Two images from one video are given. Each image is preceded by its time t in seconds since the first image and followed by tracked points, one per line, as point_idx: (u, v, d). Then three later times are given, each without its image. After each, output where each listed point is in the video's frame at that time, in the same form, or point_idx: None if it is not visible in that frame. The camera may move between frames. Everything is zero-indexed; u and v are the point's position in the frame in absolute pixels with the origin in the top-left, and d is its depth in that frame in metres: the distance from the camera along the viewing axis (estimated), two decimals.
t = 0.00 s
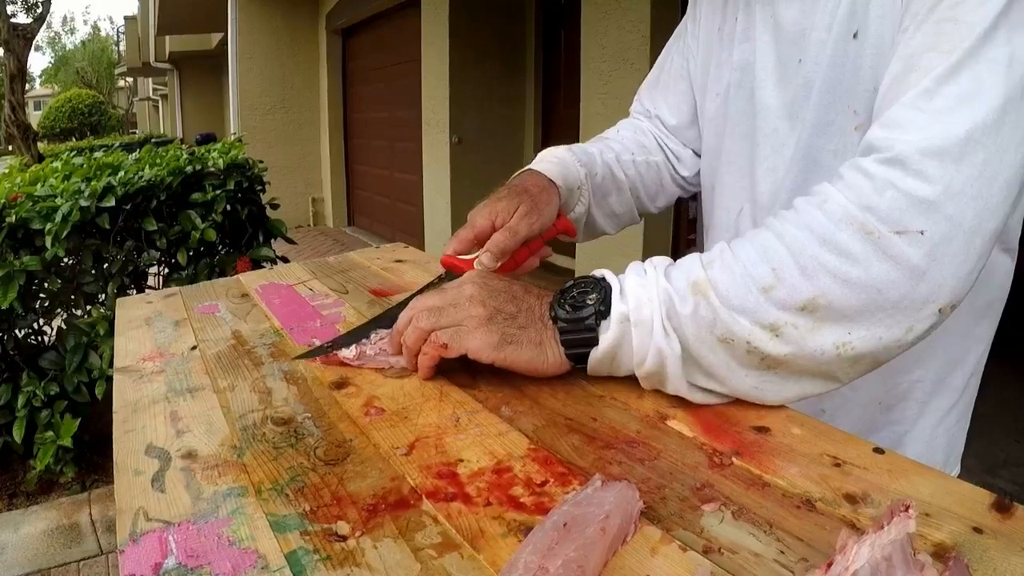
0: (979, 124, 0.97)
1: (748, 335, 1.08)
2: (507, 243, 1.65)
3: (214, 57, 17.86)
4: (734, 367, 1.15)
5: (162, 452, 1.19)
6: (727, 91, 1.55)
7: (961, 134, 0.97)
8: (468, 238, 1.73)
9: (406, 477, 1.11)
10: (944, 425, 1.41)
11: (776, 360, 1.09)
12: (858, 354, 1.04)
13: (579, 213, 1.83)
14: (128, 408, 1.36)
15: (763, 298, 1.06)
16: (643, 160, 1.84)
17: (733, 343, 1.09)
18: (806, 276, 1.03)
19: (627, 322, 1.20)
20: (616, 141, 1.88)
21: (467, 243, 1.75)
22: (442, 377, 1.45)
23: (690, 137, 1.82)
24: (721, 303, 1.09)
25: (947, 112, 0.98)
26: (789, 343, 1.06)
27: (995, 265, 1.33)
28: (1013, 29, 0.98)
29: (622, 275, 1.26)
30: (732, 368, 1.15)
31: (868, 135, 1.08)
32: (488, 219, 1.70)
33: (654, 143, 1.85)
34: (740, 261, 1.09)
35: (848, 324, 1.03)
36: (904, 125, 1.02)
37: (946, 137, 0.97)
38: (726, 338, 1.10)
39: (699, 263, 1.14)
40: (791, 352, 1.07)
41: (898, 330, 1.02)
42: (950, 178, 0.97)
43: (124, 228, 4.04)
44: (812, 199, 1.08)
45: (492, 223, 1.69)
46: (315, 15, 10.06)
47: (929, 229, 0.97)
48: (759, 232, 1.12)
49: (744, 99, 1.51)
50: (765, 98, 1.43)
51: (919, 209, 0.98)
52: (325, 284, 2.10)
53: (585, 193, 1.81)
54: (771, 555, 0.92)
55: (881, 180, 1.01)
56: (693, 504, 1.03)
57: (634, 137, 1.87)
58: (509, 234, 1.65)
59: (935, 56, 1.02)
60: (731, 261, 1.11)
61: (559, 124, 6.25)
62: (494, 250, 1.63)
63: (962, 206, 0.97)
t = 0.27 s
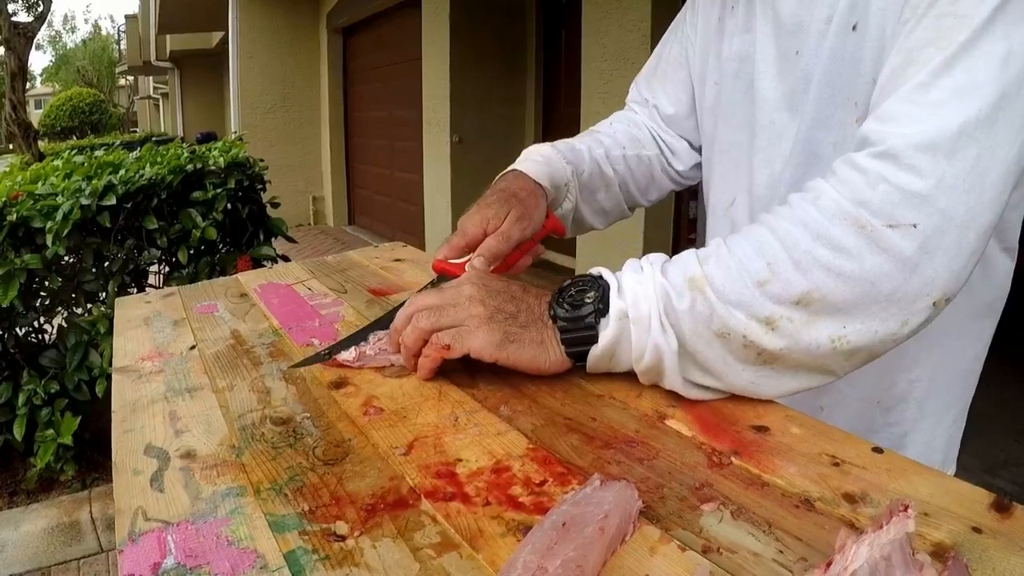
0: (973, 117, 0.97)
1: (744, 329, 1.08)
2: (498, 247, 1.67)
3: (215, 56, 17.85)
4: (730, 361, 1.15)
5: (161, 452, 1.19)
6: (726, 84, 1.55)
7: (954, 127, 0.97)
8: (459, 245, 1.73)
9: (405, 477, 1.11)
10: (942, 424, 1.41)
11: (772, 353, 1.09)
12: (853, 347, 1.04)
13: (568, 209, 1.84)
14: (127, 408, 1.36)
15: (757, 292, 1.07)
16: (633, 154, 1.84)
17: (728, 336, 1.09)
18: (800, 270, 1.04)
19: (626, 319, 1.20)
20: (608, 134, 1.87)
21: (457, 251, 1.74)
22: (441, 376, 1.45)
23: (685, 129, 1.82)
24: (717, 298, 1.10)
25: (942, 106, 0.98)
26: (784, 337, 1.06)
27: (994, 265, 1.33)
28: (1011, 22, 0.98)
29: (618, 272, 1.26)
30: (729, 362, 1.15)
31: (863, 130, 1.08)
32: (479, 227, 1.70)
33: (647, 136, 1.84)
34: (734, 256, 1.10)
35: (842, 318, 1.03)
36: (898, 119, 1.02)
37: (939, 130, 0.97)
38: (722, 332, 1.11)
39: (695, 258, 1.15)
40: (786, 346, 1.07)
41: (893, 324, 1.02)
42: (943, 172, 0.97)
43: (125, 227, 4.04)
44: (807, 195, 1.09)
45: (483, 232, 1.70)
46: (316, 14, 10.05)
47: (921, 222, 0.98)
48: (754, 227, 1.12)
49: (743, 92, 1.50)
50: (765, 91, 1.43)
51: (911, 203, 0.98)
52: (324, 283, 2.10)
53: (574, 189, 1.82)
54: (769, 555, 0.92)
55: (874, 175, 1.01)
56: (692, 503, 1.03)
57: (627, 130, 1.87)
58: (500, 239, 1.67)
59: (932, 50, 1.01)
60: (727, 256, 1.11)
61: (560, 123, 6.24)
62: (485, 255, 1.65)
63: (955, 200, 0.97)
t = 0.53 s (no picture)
0: (969, 115, 0.97)
1: (740, 324, 1.09)
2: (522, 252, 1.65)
3: (215, 57, 17.86)
4: (726, 355, 1.15)
5: (162, 452, 1.19)
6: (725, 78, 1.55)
7: (950, 125, 0.97)
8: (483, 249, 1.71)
9: (407, 477, 1.11)
10: (942, 424, 1.41)
11: (767, 348, 1.09)
12: (846, 343, 1.05)
13: (587, 212, 1.83)
14: (128, 408, 1.36)
15: (753, 288, 1.07)
16: (647, 155, 1.84)
17: (725, 331, 1.10)
18: (795, 267, 1.04)
19: (624, 312, 1.20)
20: (619, 135, 1.87)
21: (483, 254, 1.72)
22: (444, 376, 1.45)
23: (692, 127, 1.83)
24: (713, 293, 1.10)
25: (939, 104, 0.98)
26: (779, 332, 1.07)
27: (993, 264, 1.33)
28: (1011, 18, 0.97)
29: (618, 266, 1.26)
30: (725, 357, 1.15)
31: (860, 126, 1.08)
32: (505, 233, 1.68)
33: (659, 136, 1.85)
34: (731, 252, 1.10)
35: (836, 314, 1.04)
36: (895, 116, 1.02)
37: (935, 129, 0.98)
38: (718, 327, 1.11)
39: (692, 254, 1.15)
40: (781, 341, 1.07)
41: (886, 320, 1.02)
42: (937, 170, 0.98)
43: (125, 228, 4.04)
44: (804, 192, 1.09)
45: (510, 238, 1.67)
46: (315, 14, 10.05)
47: (915, 220, 0.98)
48: (751, 224, 1.12)
49: (741, 87, 1.50)
50: (763, 86, 1.43)
51: (905, 201, 0.99)
52: (325, 284, 2.10)
53: (593, 192, 1.81)
54: (771, 555, 0.92)
55: (870, 173, 1.02)
56: (693, 504, 1.03)
57: (638, 129, 1.87)
58: (527, 245, 1.64)
59: (932, 46, 1.01)
60: (723, 252, 1.12)
61: (560, 123, 6.25)
62: (511, 260, 1.63)
63: (949, 198, 0.98)
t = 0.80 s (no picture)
0: (972, 119, 0.97)
1: (741, 326, 1.09)
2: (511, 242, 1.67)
3: (215, 57, 17.86)
4: (727, 356, 1.15)
5: (162, 452, 1.19)
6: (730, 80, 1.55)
7: (953, 129, 0.97)
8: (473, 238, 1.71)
9: (406, 477, 1.11)
10: (943, 424, 1.41)
11: (768, 349, 1.09)
12: (848, 344, 1.04)
13: (566, 204, 1.84)
14: (129, 408, 1.36)
15: (755, 290, 1.07)
16: (630, 149, 1.85)
17: (727, 332, 1.10)
18: (797, 270, 1.04)
19: (627, 312, 1.20)
20: (604, 127, 1.87)
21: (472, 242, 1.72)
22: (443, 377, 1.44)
23: (677, 123, 1.84)
24: (716, 294, 1.10)
25: (942, 107, 0.98)
26: (781, 334, 1.07)
27: (994, 265, 1.33)
28: (1015, 22, 0.98)
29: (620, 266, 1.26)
30: (726, 357, 1.15)
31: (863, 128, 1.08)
32: (496, 220, 1.68)
33: (643, 130, 1.87)
34: (733, 253, 1.10)
35: (837, 316, 1.04)
36: (897, 119, 1.02)
37: (938, 132, 0.98)
38: (720, 328, 1.11)
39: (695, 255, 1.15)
40: (783, 343, 1.07)
41: (887, 322, 1.03)
42: (940, 174, 0.98)
43: (125, 227, 4.04)
44: (806, 194, 1.09)
45: (499, 226, 1.68)
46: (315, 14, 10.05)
47: (917, 224, 0.98)
48: (753, 225, 1.12)
49: (745, 88, 1.50)
50: (767, 88, 1.43)
51: (908, 204, 0.99)
52: (325, 283, 2.10)
53: (574, 185, 1.82)
54: (771, 556, 0.92)
55: (873, 176, 1.01)
56: (693, 504, 1.03)
57: (623, 122, 1.88)
58: (517, 234, 1.66)
59: (936, 49, 1.01)
60: (726, 253, 1.11)
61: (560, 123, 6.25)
62: (502, 249, 1.64)
63: (950, 201, 0.98)
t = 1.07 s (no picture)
0: (972, 121, 0.97)
1: (740, 327, 1.09)
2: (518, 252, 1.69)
3: (215, 56, 17.85)
4: (727, 358, 1.15)
5: (162, 452, 1.19)
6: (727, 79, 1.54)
7: (954, 132, 0.97)
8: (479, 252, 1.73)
9: (406, 477, 1.11)
10: (942, 424, 1.41)
11: (767, 351, 1.09)
12: (847, 346, 1.04)
13: (573, 212, 1.86)
14: (128, 408, 1.36)
15: (754, 292, 1.07)
16: (632, 152, 1.86)
17: (726, 334, 1.10)
18: (796, 272, 1.04)
19: (626, 314, 1.20)
20: (604, 131, 1.88)
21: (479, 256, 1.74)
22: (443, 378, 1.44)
23: (678, 122, 1.84)
24: (715, 295, 1.10)
25: (941, 109, 0.98)
26: (780, 336, 1.07)
27: (995, 265, 1.33)
28: (1016, 22, 0.97)
29: (620, 266, 1.26)
30: (725, 359, 1.15)
31: (863, 129, 1.08)
32: (498, 235, 1.70)
33: (643, 132, 1.87)
34: (732, 255, 1.10)
35: (837, 319, 1.04)
36: (897, 121, 1.01)
37: (938, 135, 0.97)
38: (719, 329, 1.11)
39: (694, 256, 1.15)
40: (782, 345, 1.07)
41: (886, 325, 1.02)
42: (940, 176, 0.98)
43: (125, 227, 4.04)
44: (806, 196, 1.09)
45: (502, 239, 1.70)
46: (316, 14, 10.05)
47: (916, 227, 0.98)
48: (752, 227, 1.12)
49: (743, 87, 1.50)
50: (764, 87, 1.43)
51: (908, 207, 0.99)
52: (325, 283, 2.10)
53: (579, 193, 1.83)
54: (771, 556, 0.92)
55: (872, 178, 1.01)
56: (692, 504, 1.03)
57: (623, 125, 1.88)
58: (521, 243, 1.68)
59: (935, 50, 1.01)
60: (725, 255, 1.11)
61: (560, 122, 6.25)
62: (507, 259, 1.66)
63: (950, 204, 0.98)
